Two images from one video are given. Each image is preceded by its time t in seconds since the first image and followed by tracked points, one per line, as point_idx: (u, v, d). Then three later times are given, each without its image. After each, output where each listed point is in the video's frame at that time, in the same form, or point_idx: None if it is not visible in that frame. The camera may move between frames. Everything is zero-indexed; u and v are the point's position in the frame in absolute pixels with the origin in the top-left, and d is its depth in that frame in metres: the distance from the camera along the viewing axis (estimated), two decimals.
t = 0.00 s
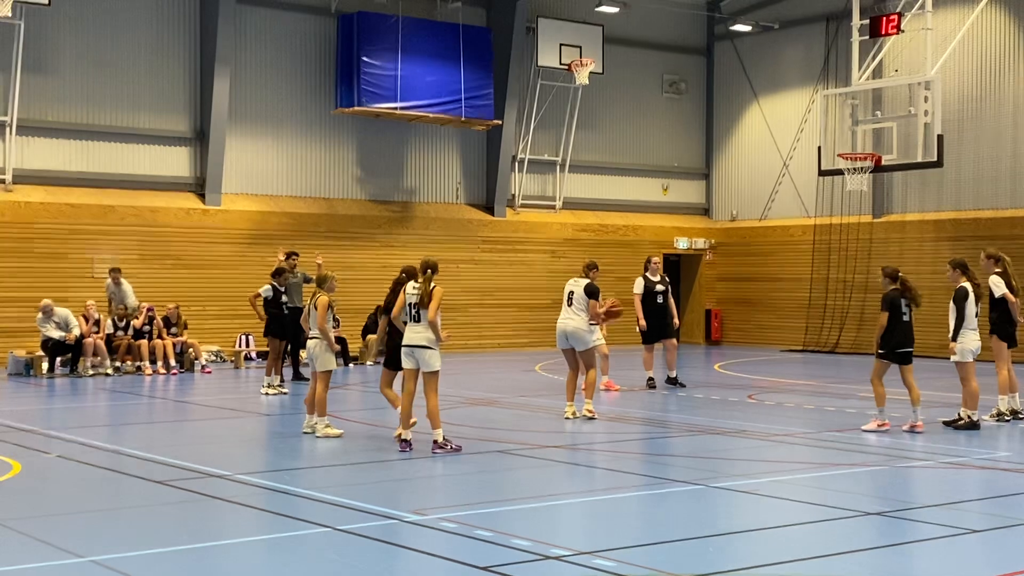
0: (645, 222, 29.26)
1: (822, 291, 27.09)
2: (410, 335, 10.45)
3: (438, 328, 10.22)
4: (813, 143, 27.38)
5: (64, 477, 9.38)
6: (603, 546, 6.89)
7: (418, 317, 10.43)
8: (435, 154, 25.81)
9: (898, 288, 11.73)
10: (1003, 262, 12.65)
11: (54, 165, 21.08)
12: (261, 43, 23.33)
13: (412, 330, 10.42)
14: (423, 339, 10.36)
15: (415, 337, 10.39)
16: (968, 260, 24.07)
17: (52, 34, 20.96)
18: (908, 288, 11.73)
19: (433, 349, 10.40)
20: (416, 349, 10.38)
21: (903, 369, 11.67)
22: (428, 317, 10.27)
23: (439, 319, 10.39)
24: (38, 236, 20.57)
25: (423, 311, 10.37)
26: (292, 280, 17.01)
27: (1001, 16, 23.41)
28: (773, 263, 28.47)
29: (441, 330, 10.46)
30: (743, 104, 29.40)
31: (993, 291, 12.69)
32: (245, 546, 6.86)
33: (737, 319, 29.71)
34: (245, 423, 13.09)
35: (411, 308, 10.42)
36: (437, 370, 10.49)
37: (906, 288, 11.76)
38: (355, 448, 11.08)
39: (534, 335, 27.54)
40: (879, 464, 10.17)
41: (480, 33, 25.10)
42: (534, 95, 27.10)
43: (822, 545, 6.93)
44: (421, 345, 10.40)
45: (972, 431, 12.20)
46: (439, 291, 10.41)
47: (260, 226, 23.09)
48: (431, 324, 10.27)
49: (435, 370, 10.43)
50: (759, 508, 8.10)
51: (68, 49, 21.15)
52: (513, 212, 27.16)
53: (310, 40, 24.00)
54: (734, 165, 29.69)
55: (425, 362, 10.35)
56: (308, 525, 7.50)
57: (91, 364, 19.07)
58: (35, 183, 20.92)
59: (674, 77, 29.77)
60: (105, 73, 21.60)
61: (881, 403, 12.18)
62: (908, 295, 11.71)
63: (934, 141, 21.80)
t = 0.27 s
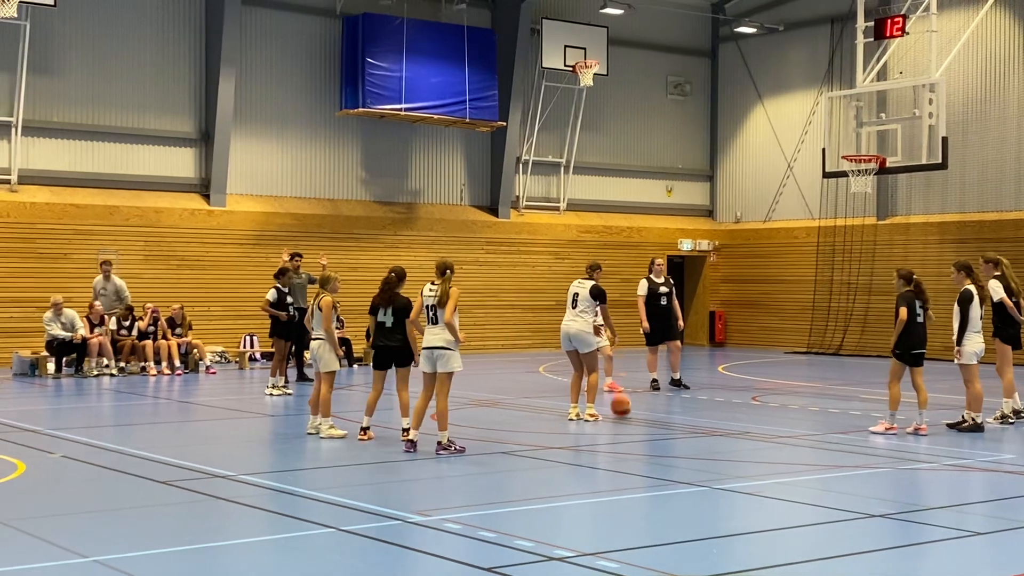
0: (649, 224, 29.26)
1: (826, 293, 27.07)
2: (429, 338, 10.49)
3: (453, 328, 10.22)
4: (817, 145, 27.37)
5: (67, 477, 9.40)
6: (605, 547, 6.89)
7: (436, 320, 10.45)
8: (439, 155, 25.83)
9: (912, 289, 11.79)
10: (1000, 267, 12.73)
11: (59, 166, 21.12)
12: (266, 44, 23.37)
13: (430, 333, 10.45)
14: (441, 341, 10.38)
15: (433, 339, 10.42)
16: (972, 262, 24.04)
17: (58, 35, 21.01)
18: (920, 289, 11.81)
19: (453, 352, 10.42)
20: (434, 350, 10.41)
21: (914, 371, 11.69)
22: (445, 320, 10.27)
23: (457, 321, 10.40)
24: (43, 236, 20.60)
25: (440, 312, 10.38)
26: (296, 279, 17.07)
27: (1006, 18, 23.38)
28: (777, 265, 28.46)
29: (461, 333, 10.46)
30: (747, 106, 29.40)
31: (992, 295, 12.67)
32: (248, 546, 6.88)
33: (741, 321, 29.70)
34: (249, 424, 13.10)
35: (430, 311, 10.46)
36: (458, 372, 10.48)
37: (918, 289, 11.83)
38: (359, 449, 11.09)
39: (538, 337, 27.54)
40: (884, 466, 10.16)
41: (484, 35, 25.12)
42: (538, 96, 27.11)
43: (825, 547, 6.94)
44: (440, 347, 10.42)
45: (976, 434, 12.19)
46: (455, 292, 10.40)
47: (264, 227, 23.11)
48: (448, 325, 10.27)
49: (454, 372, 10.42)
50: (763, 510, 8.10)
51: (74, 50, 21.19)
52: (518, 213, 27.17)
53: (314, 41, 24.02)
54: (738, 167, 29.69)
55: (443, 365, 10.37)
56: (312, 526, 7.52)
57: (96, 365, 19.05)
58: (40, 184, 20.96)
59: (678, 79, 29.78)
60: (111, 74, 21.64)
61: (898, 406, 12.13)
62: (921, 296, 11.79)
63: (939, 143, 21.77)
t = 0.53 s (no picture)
0: (651, 225, 29.27)
1: (828, 295, 27.07)
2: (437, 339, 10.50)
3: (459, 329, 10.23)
4: (819, 147, 27.35)
5: (69, 478, 9.41)
6: (606, 549, 6.90)
7: (445, 320, 10.50)
8: (441, 156, 25.85)
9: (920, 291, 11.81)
10: (1003, 268, 12.77)
11: (61, 167, 21.14)
12: (268, 45, 23.40)
13: (438, 333, 10.48)
14: (449, 342, 10.38)
15: (441, 340, 10.43)
16: (974, 265, 24.03)
17: (61, 36, 21.03)
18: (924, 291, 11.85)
19: (460, 354, 10.41)
20: (441, 352, 10.40)
21: (917, 372, 11.66)
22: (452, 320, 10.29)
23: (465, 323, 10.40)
24: (45, 237, 20.62)
25: (449, 313, 10.41)
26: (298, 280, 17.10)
27: (1008, 20, 23.38)
28: (778, 267, 28.46)
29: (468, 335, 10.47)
30: (749, 108, 29.41)
31: (995, 297, 12.65)
32: (250, 548, 6.88)
33: (743, 323, 29.69)
34: (251, 425, 13.11)
35: (439, 311, 10.51)
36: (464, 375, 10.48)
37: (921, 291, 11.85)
38: (360, 450, 11.09)
39: (539, 338, 27.53)
40: (885, 469, 10.15)
41: (486, 36, 25.15)
42: (540, 98, 27.13)
43: (826, 549, 6.93)
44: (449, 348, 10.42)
45: (977, 436, 12.18)
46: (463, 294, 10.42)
47: (266, 228, 23.13)
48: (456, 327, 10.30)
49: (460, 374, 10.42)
50: (764, 512, 8.10)
51: (76, 51, 21.21)
52: (519, 215, 27.18)
53: (317, 43, 24.04)
54: (740, 169, 29.68)
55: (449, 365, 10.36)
56: (313, 527, 7.52)
57: (99, 365, 19.09)
58: (43, 184, 20.99)
59: (680, 81, 29.77)
60: (113, 76, 21.67)
61: (899, 408, 12.11)
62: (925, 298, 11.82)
63: (940, 145, 21.77)
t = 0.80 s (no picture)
0: (652, 227, 29.27)
1: (829, 297, 27.06)
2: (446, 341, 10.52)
3: (463, 331, 10.21)
4: (820, 149, 27.34)
5: (70, 480, 9.40)
6: (607, 552, 6.89)
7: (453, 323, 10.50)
8: (442, 158, 25.86)
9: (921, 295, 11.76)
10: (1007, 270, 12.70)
11: (61, 168, 21.14)
12: (269, 47, 23.41)
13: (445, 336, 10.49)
14: (454, 345, 10.36)
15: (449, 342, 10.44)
16: (975, 267, 24.02)
17: (62, 37, 21.04)
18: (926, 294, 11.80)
19: (466, 356, 10.42)
20: (447, 354, 10.41)
21: (916, 375, 11.65)
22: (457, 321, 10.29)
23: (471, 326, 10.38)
24: (46, 238, 20.62)
25: (455, 316, 10.43)
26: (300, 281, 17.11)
27: (1009, 23, 23.37)
28: (779, 269, 28.46)
29: (475, 338, 10.42)
30: (750, 110, 29.41)
31: (997, 300, 12.63)
32: (250, 550, 6.87)
33: (743, 325, 29.68)
34: (252, 426, 13.11)
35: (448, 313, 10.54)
36: (472, 377, 10.50)
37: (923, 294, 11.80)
38: (360, 452, 11.10)
39: (540, 340, 27.53)
40: (885, 471, 10.15)
41: (487, 38, 25.16)
42: (541, 100, 27.13)
43: (826, 552, 6.93)
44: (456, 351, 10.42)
45: (978, 438, 12.18)
46: (470, 296, 10.41)
47: (267, 229, 23.13)
48: (462, 330, 10.28)
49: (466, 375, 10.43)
50: (764, 515, 8.10)
51: (77, 52, 21.22)
52: (520, 216, 27.18)
53: (317, 44, 24.05)
54: (741, 171, 29.67)
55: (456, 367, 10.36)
56: (313, 529, 7.52)
57: (99, 367, 18.99)
58: (43, 186, 20.99)
59: (681, 82, 29.76)
60: (114, 77, 21.68)
61: (899, 410, 12.10)
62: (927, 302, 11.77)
63: (940, 148, 21.76)
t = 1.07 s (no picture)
0: (652, 229, 29.29)
1: (828, 300, 27.06)
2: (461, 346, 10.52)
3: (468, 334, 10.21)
4: (820, 152, 27.35)
5: (69, 481, 9.40)
6: (607, 554, 6.89)
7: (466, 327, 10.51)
8: (442, 160, 25.86)
9: (920, 299, 11.76)
10: (1009, 272, 12.68)
11: (61, 170, 21.14)
12: (269, 49, 23.41)
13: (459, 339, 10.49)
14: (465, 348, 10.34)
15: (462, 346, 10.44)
16: (974, 270, 24.03)
17: (62, 39, 21.04)
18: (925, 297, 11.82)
19: (481, 359, 10.36)
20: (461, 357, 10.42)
21: (916, 377, 11.64)
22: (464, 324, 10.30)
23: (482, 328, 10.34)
24: (45, 240, 20.61)
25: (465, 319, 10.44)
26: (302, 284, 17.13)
27: (1008, 26, 23.41)
28: (778, 271, 28.46)
29: (487, 341, 10.36)
30: (750, 112, 29.43)
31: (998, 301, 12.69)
32: (250, 552, 6.87)
33: (743, 328, 29.68)
34: (251, 428, 13.10)
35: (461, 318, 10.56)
36: (488, 379, 10.44)
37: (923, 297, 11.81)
38: (360, 454, 11.09)
39: (539, 342, 27.53)
40: (885, 474, 10.14)
41: (487, 40, 25.17)
42: (541, 102, 27.14)
43: (826, 554, 6.93)
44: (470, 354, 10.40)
45: (977, 441, 12.18)
46: (480, 298, 10.38)
47: (266, 231, 23.13)
48: (469, 332, 10.27)
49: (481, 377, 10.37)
50: (764, 517, 8.09)
51: (77, 54, 21.22)
52: (520, 219, 27.18)
53: (318, 46, 24.06)
54: (740, 173, 29.68)
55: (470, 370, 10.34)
56: (313, 531, 7.51)
57: (98, 368, 18.95)
58: (43, 187, 20.99)
59: (681, 85, 29.78)
60: (114, 79, 21.68)
61: (897, 412, 12.09)
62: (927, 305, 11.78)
63: (940, 150, 21.80)
